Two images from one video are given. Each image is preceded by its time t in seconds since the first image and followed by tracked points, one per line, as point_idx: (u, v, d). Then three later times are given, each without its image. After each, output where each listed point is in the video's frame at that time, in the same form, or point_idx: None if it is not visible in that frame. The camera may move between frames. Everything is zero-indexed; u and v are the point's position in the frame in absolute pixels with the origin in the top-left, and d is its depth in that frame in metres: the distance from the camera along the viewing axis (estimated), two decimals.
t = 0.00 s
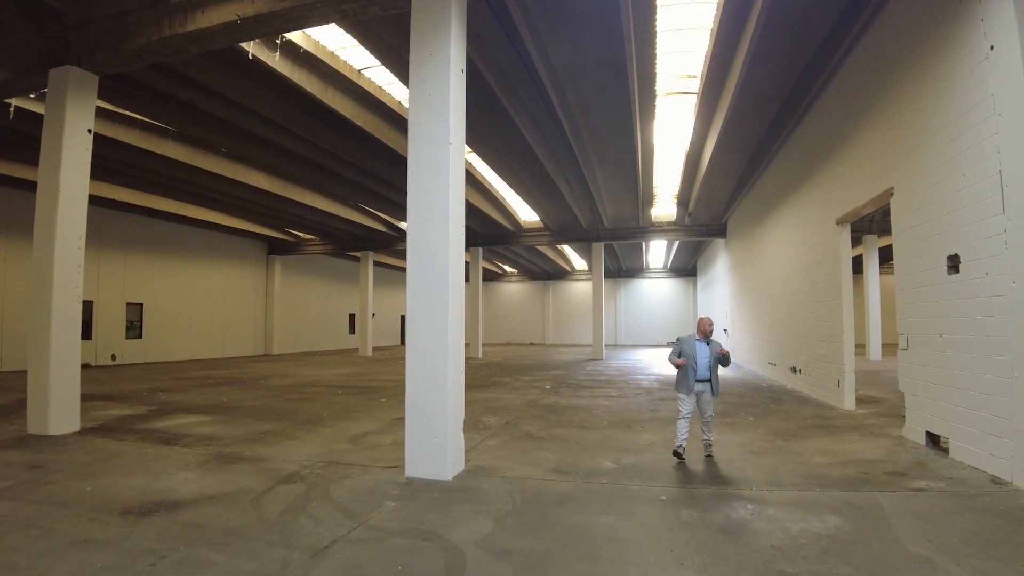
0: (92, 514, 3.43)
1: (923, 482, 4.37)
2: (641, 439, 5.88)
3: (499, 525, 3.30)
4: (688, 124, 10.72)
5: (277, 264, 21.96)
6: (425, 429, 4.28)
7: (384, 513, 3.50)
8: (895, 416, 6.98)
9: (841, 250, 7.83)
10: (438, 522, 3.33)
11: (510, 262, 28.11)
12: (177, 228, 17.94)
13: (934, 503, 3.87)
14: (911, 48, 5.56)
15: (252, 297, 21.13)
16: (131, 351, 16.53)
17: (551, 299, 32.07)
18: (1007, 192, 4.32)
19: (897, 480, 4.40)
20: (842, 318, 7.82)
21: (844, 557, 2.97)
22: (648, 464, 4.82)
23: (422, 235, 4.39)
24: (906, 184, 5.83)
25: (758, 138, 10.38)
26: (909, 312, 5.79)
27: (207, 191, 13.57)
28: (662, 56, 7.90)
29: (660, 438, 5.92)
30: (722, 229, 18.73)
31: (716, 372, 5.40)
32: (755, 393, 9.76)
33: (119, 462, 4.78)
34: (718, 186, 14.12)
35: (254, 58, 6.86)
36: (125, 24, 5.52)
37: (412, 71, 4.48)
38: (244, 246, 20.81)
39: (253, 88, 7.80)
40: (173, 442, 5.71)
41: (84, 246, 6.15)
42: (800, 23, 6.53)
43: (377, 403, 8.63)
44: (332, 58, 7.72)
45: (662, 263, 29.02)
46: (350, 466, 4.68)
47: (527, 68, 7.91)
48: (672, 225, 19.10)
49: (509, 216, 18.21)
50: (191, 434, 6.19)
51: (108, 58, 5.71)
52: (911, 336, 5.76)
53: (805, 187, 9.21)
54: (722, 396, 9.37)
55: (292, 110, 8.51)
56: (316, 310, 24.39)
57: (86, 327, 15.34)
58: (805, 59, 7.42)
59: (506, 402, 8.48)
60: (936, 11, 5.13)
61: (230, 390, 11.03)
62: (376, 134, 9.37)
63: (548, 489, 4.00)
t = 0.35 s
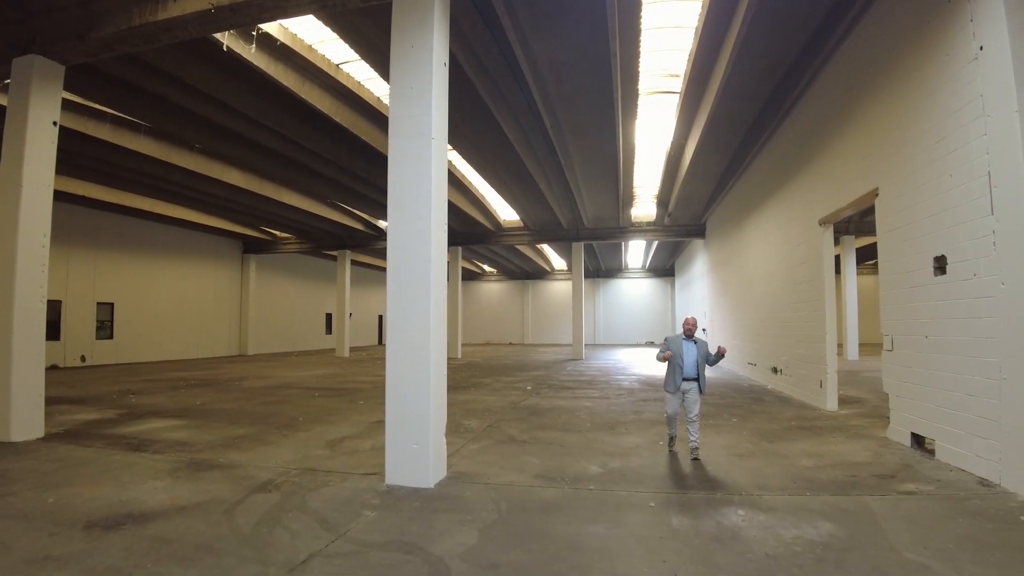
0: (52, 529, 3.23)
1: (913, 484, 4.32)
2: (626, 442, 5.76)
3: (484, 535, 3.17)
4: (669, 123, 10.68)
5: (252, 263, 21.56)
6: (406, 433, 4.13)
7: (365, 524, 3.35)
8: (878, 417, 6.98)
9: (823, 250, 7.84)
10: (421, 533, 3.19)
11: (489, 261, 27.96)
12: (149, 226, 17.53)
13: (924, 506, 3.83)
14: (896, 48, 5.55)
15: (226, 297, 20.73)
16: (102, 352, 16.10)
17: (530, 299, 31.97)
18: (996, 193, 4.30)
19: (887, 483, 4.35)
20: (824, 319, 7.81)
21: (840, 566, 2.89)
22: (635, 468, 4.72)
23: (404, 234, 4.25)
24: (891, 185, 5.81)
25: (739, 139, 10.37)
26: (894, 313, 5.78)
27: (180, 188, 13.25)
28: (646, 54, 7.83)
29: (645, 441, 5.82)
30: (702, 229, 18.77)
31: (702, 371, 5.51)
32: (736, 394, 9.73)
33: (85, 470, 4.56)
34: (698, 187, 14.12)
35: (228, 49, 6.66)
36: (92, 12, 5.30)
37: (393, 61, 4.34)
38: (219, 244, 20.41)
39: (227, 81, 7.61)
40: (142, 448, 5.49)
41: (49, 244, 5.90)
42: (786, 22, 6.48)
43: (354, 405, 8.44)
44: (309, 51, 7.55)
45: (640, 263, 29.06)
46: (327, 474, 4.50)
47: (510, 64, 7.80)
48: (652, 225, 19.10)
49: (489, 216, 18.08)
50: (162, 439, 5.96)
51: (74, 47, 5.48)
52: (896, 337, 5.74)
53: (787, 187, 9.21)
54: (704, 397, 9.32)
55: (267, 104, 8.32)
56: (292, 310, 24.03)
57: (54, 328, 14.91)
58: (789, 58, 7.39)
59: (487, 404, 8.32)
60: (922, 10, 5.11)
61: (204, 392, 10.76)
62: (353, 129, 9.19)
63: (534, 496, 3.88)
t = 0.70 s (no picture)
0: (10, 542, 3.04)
1: (903, 485, 4.28)
2: (612, 444, 5.65)
3: (469, 544, 3.05)
4: (651, 123, 10.63)
5: (228, 262, 21.20)
6: (387, 438, 3.99)
7: (344, 533, 3.20)
8: (862, 418, 6.98)
9: (807, 250, 7.82)
10: (403, 542, 3.05)
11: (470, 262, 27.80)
12: (122, 224, 17.14)
13: (917, 508, 3.77)
14: (884, 47, 5.51)
15: (201, 297, 20.34)
16: (72, 353, 15.70)
17: (510, 300, 31.86)
18: (984, 193, 4.27)
19: (877, 484, 4.30)
20: (808, 319, 7.80)
21: (837, 571, 2.80)
22: (622, 471, 4.63)
23: (385, 231, 4.10)
24: (877, 184, 5.78)
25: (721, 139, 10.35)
26: (880, 314, 5.76)
27: (155, 185, 12.94)
28: (630, 52, 7.76)
29: (631, 442, 5.72)
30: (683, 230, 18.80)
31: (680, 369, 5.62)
32: (719, 394, 9.69)
33: (51, 477, 4.35)
34: (679, 187, 14.09)
35: (204, 40, 6.47)
36: None
37: (375, 52, 4.19)
38: (194, 243, 20.03)
39: (203, 74, 7.45)
40: (111, 454, 5.27)
41: (14, 240, 5.65)
42: (772, 21, 6.44)
43: (333, 408, 8.24)
44: (287, 45, 7.41)
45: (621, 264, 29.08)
46: (305, 479, 4.34)
47: (493, 62, 7.68)
48: (633, 225, 19.09)
49: (470, 216, 17.94)
50: (132, 443, 5.74)
51: (41, 35, 5.25)
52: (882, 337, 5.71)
53: (770, 188, 9.20)
54: (687, 398, 9.27)
55: (244, 97, 8.13)
56: (269, 310, 23.67)
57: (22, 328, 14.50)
58: (773, 59, 7.37)
59: (469, 406, 8.18)
60: (911, 8, 5.07)
61: (178, 395, 10.49)
62: (332, 125, 9.01)
63: (521, 502, 3.75)
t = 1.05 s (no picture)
0: None
1: (902, 487, 4.19)
2: (601, 446, 5.51)
3: (461, 555, 2.88)
4: (637, 121, 10.54)
5: (205, 260, 20.78)
6: (371, 442, 3.80)
7: (327, 544, 3.02)
8: (851, 418, 6.92)
9: (795, 248, 7.77)
10: (391, 554, 2.88)
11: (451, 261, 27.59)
12: (94, 220, 16.69)
13: (918, 512, 3.68)
14: (877, 42, 5.44)
15: (177, 295, 19.89)
16: (42, 353, 15.23)
17: (492, 299, 31.68)
18: (984, 190, 4.21)
19: (876, 486, 4.21)
20: (796, 319, 7.74)
21: None
22: (615, 474, 4.49)
23: (369, 226, 3.91)
24: (869, 182, 5.71)
25: (707, 137, 10.28)
26: (872, 313, 5.68)
27: (128, 179, 12.57)
28: (619, 47, 7.64)
29: (621, 445, 5.58)
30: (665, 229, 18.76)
31: (666, 362, 5.62)
32: (706, 395, 9.60)
33: (13, 485, 4.10)
34: (663, 186, 14.02)
35: (180, 27, 6.24)
36: None
37: (359, 39, 4.01)
38: (170, 240, 19.59)
39: (178, 63, 7.19)
40: (80, 459, 5.02)
41: None
42: (764, 16, 6.36)
43: (313, 409, 8.02)
44: (267, 35, 7.19)
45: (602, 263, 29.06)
46: (284, 486, 4.13)
47: (479, 54, 7.52)
48: (616, 225, 19.03)
49: (452, 214, 17.74)
50: (102, 448, 5.47)
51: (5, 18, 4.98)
52: (874, 337, 5.64)
53: (757, 186, 9.14)
54: (674, 398, 9.17)
55: (219, 88, 7.91)
56: (247, 309, 23.26)
57: None
58: (763, 55, 7.30)
59: (452, 407, 7.99)
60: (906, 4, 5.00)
61: (152, 396, 10.18)
62: (311, 119, 8.79)
63: (512, 509, 3.59)
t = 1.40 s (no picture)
0: None
1: (894, 492, 4.13)
2: (588, 450, 5.38)
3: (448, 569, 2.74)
4: (620, 120, 10.46)
5: (178, 257, 20.33)
6: (352, 450, 3.64)
7: (307, 559, 2.86)
8: (836, 419, 6.89)
9: (780, 248, 7.73)
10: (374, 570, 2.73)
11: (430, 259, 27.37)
12: (63, 216, 16.22)
13: (913, 518, 3.61)
14: (867, 42, 5.40)
15: (149, 294, 19.43)
16: (7, 353, 14.75)
17: (471, 298, 31.48)
18: (978, 191, 4.17)
19: (868, 491, 4.14)
20: (781, 320, 7.70)
21: None
22: (603, 479, 4.38)
23: (350, 222, 3.73)
24: (858, 182, 5.66)
25: (690, 137, 10.23)
26: (860, 315, 5.64)
27: (98, 174, 12.20)
28: (605, 44, 7.53)
29: (608, 448, 5.46)
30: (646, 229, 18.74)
31: (655, 368, 5.53)
32: (689, 395, 9.54)
33: None
34: (644, 186, 13.98)
35: (152, 16, 6.02)
36: None
37: (341, 28, 3.85)
38: (142, 238, 19.13)
39: (150, 53, 6.95)
40: (44, 467, 4.77)
41: None
42: (752, 15, 6.30)
43: (290, 412, 7.78)
44: (244, 25, 6.99)
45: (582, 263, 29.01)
46: (259, 495, 3.95)
47: (462, 49, 7.36)
48: (596, 225, 18.98)
49: (432, 213, 17.54)
50: (67, 455, 5.22)
51: None
52: (862, 339, 5.59)
53: (741, 186, 9.10)
54: (657, 399, 9.08)
55: (193, 80, 7.71)
56: (221, 308, 22.82)
57: None
58: (749, 55, 7.25)
59: (433, 410, 7.81)
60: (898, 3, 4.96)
61: (122, 398, 9.87)
62: (288, 113, 8.58)
63: (499, 519, 3.45)
